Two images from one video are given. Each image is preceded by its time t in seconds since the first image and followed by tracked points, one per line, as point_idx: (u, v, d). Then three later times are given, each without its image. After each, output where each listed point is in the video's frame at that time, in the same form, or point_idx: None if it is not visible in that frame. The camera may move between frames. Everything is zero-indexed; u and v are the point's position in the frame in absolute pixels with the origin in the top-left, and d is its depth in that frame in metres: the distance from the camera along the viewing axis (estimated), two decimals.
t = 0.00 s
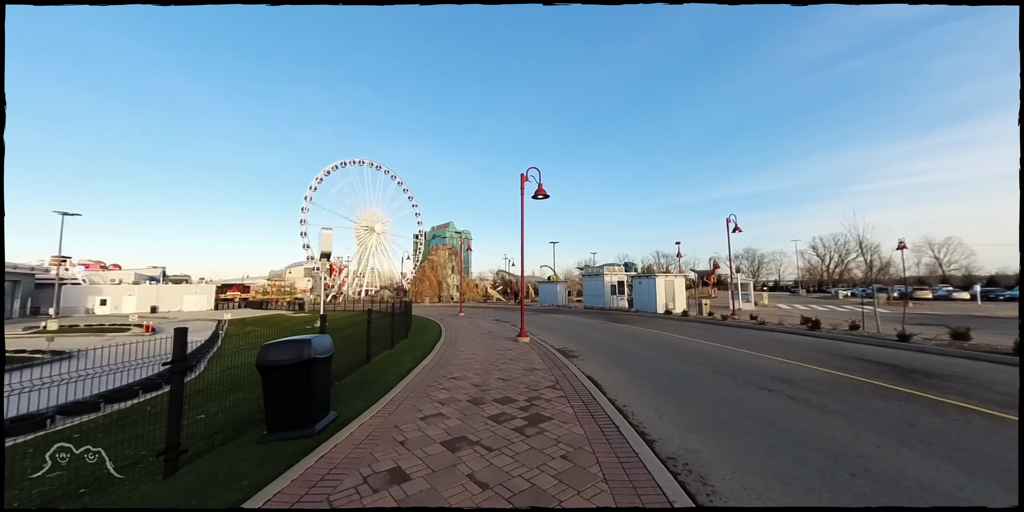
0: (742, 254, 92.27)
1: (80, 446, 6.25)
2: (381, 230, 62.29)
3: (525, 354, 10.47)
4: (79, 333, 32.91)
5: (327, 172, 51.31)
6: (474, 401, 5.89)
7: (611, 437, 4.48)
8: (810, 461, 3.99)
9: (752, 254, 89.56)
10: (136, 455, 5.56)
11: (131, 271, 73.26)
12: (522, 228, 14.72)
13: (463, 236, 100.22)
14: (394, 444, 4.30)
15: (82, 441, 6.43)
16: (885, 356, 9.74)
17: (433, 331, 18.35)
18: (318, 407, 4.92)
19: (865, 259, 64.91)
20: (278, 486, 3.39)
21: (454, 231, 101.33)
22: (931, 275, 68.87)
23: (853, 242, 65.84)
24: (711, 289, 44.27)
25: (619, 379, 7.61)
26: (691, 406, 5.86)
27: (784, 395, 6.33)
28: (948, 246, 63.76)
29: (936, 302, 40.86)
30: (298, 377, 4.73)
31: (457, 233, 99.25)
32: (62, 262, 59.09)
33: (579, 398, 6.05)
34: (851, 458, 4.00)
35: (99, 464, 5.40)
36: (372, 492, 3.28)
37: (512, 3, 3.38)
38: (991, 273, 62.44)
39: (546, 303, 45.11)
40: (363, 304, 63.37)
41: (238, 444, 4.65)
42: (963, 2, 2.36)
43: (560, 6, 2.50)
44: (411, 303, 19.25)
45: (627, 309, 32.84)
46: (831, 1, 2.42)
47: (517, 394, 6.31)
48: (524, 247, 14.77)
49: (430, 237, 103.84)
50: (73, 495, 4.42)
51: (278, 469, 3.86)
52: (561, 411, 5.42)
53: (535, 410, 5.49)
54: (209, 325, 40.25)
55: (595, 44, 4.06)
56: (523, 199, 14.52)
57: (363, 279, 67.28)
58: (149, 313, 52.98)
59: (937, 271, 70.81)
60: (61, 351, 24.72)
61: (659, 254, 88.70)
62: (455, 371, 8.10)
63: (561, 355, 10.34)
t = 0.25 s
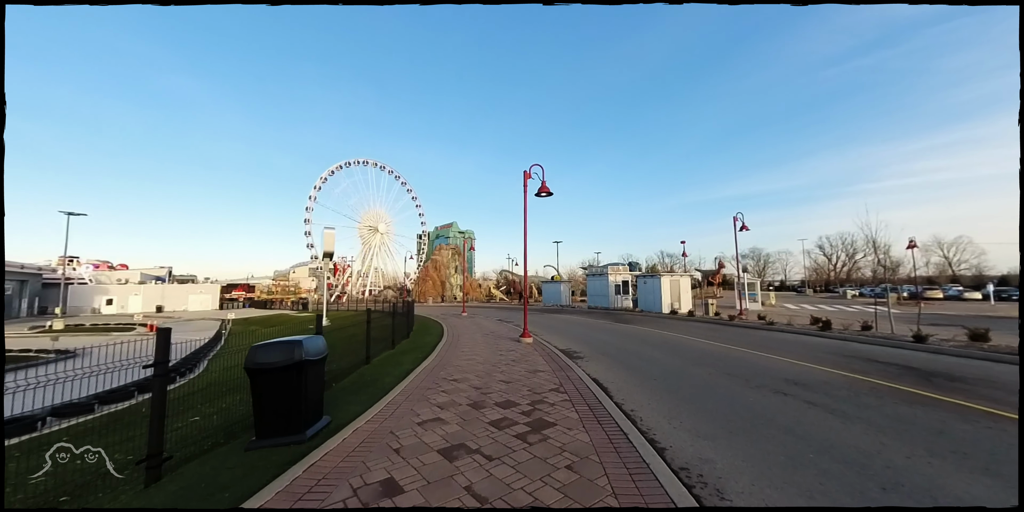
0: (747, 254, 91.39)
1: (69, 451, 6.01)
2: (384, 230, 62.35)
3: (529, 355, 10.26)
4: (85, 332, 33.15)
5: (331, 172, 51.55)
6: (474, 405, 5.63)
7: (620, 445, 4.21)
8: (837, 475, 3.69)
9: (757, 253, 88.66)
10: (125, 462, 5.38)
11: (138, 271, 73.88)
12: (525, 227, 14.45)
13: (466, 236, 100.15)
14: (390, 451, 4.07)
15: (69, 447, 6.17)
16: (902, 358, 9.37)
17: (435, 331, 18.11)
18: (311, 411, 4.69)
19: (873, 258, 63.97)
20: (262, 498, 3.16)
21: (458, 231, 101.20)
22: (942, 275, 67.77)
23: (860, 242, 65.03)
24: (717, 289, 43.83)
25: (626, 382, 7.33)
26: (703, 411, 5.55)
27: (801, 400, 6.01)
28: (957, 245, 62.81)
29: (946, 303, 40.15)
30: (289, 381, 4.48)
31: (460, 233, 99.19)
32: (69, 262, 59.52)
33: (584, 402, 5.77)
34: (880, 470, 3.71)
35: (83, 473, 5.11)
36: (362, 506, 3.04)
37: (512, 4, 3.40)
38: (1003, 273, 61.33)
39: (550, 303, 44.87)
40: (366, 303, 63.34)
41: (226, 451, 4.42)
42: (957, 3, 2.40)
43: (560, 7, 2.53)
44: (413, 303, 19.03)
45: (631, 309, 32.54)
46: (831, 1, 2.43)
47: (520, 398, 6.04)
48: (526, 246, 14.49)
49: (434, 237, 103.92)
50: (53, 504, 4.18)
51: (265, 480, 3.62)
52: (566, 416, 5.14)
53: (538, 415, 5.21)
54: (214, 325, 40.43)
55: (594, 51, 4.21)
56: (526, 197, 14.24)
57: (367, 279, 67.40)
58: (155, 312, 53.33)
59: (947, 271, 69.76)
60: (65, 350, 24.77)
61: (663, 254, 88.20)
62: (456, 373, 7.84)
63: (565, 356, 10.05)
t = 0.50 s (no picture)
0: (753, 254, 90.54)
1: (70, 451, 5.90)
2: (388, 230, 62.31)
3: (533, 356, 10.02)
4: (91, 331, 33.30)
5: (335, 172, 51.65)
6: (475, 410, 5.34)
7: (630, 455, 3.92)
8: (871, 490, 3.37)
9: (763, 253, 87.82)
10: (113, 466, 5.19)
11: (144, 271, 74.38)
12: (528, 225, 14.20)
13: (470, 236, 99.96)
14: (384, 461, 3.81)
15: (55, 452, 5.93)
16: (920, 360, 9.03)
17: (437, 332, 17.83)
18: (302, 418, 4.43)
19: (881, 258, 63.14)
20: None
21: (461, 231, 101.08)
22: (951, 275, 66.71)
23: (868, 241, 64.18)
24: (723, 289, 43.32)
25: (634, 385, 7.03)
26: (718, 417, 5.25)
27: (820, 405, 5.71)
28: (968, 245, 61.87)
29: (957, 303, 39.41)
30: (279, 385, 4.23)
31: (464, 233, 99.06)
32: (76, 262, 59.97)
33: (591, 408, 5.47)
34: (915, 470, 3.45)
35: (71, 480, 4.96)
36: None
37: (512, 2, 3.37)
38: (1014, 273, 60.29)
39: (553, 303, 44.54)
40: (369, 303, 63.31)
41: (212, 458, 4.18)
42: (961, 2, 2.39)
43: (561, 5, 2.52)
44: (415, 303, 18.78)
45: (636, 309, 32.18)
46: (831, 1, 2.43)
47: (524, 402, 5.75)
48: (529, 245, 14.22)
49: (438, 237, 103.95)
50: None
51: (249, 491, 3.38)
52: (572, 422, 4.85)
53: (543, 421, 4.92)
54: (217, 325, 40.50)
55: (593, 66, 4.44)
56: (529, 194, 13.97)
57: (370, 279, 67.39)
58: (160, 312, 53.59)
59: (956, 271, 68.70)
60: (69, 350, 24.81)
61: (667, 253, 87.63)
62: (457, 375, 7.55)
63: (569, 358, 9.76)
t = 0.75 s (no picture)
0: (758, 254, 89.58)
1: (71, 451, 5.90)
2: (391, 230, 62.21)
3: (537, 359, 9.78)
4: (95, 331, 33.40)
5: (338, 173, 51.72)
6: (475, 418, 5.07)
7: (642, 472, 3.63)
8: None
9: (768, 253, 86.91)
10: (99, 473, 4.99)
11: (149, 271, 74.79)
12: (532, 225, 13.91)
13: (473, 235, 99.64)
14: (377, 477, 3.56)
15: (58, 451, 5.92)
16: (941, 365, 8.66)
17: (440, 333, 17.52)
18: (291, 428, 4.18)
19: (890, 258, 62.12)
20: None
21: (464, 231, 100.94)
22: (962, 275, 65.58)
23: (876, 241, 63.27)
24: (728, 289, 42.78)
25: (642, 391, 6.73)
26: (733, 428, 4.94)
27: (843, 415, 5.38)
28: (978, 244, 60.79)
29: (968, 304, 38.62)
30: (267, 393, 3.98)
31: (467, 233, 98.81)
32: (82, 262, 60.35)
33: (598, 416, 5.18)
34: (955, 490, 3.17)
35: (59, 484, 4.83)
36: None
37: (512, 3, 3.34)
38: None
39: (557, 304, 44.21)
40: (373, 304, 63.28)
41: (196, 470, 3.95)
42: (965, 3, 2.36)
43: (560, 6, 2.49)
44: (417, 303, 18.49)
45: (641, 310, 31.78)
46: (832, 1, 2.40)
47: (526, 409, 5.47)
48: (533, 245, 13.93)
49: (441, 237, 103.88)
50: None
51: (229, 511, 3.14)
52: (577, 433, 4.56)
53: (547, 431, 4.63)
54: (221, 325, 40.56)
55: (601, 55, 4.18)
56: (533, 193, 13.69)
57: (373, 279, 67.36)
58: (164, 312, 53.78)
59: (966, 270, 67.56)
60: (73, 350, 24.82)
61: (671, 253, 87.00)
62: (457, 380, 7.28)
63: (574, 361, 9.47)
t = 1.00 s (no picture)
0: (764, 253, 88.63)
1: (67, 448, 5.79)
2: (395, 230, 62.05)
3: (541, 359, 9.54)
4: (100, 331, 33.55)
5: (342, 172, 51.79)
6: (476, 423, 4.78)
7: (656, 485, 3.33)
8: None
9: (774, 253, 85.91)
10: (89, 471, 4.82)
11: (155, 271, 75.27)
12: (536, 223, 13.59)
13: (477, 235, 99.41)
14: (369, 488, 3.29)
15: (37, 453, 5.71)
16: (964, 367, 8.26)
17: (442, 333, 17.22)
18: (279, 434, 3.93)
19: (899, 257, 61.05)
20: None
21: (467, 231, 100.70)
22: (973, 274, 64.38)
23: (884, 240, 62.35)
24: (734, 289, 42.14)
25: (651, 394, 6.41)
26: (751, 435, 4.62)
27: (868, 422, 5.03)
28: (989, 243, 59.67)
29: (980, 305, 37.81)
30: (252, 397, 3.73)
31: (470, 233, 98.60)
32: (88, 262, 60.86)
33: (606, 422, 4.88)
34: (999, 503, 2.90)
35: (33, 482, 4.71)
36: None
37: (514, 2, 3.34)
38: None
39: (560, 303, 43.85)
40: (376, 303, 63.15)
41: (178, 479, 3.72)
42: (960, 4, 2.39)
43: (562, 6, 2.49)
44: (419, 302, 18.21)
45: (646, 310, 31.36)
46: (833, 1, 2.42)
47: (530, 414, 5.18)
48: (536, 243, 13.61)
49: (445, 237, 104.06)
50: None
51: None
52: (585, 440, 4.27)
53: (552, 438, 4.34)
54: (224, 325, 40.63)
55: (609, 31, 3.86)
56: (537, 190, 13.37)
57: (377, 279, 67.33)
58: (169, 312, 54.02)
59: (977, 270, 66.38)
60: (76, 349, 24.80)
61: (676, 253, 86.33)
62: (458, 381, 6.99)
63: (579, 362, 9.16)
